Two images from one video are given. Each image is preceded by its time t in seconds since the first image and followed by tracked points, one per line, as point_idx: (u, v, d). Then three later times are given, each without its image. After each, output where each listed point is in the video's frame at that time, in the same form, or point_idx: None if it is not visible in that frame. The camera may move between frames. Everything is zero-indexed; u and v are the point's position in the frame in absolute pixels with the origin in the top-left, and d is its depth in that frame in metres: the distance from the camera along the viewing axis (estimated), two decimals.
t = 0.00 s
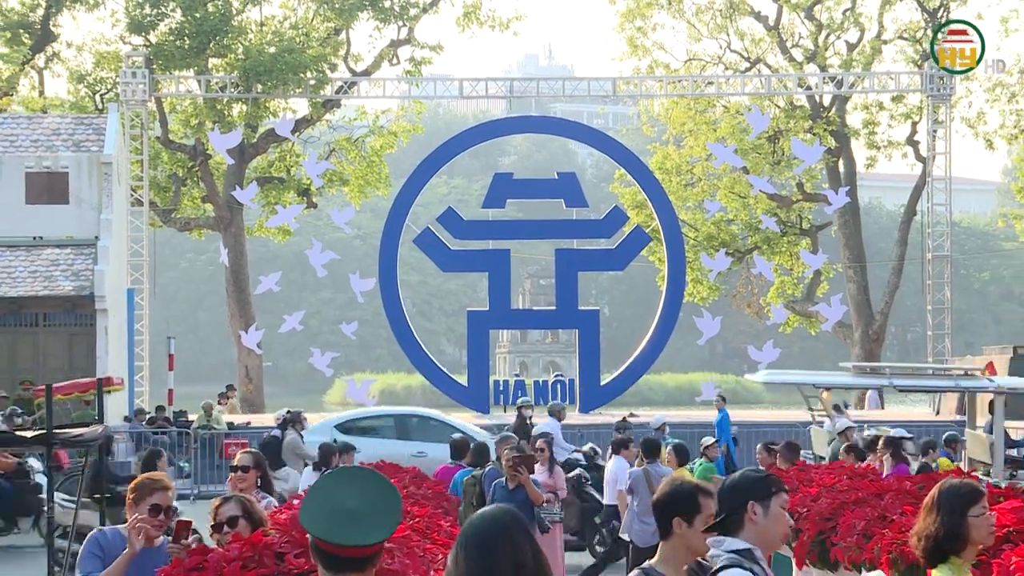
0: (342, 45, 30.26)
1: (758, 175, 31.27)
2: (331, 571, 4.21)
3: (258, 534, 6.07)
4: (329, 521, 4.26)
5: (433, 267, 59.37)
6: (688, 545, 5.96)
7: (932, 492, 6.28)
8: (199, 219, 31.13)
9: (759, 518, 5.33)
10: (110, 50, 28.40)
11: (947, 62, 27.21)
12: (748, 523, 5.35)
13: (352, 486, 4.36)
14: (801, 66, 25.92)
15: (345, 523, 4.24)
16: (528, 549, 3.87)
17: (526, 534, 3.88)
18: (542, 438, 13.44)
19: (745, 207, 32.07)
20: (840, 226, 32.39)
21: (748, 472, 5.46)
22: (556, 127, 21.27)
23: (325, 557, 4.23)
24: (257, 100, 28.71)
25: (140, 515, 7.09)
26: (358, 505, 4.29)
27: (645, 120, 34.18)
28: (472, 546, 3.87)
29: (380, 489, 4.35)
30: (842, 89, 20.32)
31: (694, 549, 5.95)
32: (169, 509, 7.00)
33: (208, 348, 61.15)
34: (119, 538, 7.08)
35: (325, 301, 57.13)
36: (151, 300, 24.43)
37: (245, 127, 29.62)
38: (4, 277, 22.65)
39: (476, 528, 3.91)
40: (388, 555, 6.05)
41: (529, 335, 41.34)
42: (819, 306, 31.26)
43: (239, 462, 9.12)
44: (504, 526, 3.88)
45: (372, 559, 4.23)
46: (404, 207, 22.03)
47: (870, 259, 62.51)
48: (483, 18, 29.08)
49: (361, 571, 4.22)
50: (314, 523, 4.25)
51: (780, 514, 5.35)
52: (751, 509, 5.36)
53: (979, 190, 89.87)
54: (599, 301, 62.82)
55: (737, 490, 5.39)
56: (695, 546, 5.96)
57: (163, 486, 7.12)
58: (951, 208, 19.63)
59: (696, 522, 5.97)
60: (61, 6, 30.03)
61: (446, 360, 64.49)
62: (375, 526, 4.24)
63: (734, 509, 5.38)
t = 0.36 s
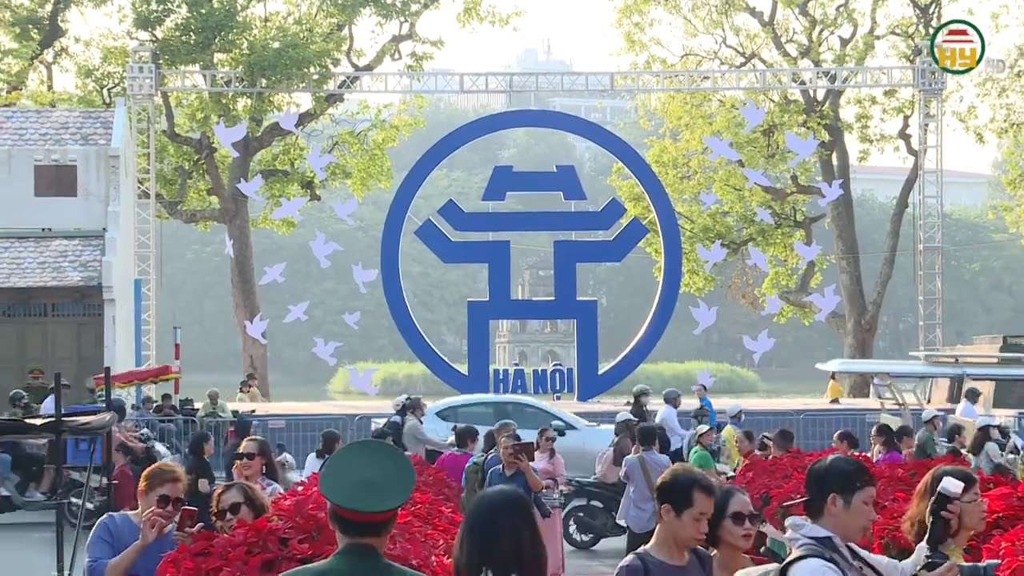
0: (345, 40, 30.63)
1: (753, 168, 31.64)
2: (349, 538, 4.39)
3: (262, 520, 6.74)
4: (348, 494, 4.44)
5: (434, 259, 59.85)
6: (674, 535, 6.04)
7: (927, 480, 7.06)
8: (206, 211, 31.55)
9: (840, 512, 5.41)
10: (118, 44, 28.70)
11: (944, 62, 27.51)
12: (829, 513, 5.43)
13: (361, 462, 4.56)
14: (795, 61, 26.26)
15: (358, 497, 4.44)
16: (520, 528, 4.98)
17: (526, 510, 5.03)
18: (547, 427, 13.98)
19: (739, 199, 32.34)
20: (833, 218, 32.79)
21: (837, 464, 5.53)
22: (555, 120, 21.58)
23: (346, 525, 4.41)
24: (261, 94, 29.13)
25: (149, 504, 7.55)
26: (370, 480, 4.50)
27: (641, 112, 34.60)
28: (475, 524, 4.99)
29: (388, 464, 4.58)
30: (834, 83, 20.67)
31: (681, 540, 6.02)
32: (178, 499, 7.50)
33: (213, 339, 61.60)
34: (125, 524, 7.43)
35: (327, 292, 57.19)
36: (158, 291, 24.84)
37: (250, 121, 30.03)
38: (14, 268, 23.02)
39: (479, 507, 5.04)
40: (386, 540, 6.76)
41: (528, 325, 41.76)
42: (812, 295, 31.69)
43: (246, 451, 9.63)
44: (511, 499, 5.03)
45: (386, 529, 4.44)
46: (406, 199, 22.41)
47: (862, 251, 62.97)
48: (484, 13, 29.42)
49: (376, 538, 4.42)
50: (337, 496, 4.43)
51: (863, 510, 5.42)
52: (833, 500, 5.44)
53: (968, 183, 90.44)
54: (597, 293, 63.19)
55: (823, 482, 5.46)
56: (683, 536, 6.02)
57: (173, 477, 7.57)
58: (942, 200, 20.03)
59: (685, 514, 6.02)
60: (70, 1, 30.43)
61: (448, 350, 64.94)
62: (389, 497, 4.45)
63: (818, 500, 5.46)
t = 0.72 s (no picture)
0: (348, 39, 31.23)
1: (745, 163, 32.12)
2: (333, 526, 4.64)
3: (267, 504, 6.10)
4: (331, 490, 4.64)
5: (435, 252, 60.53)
6: (666, 520, 5.79)
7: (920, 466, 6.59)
8: (213, 205, 32.21)
9: (881, 496, 5.36)
10: (128, 43, 29.33)
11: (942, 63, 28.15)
12: (871, 496, 5.37)
13: (338, 453, 4.75)
14: (785, 60, 26.90)
15: (337, 489, 4.64)
16: (516, 506, 5.30)
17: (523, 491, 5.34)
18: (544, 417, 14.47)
19: (733, 194, 32.95)
20: (824, 212, 33.47)
21: (880, 445, 5.46)
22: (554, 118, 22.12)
23: (330, 516, 4.65)
24: (268, 92, 29.82)
25: (164, 492, 7.22)
26: (350, 475, 4.69)
27: (636, 108, 35.33)
28: (475, 499, 5.33)
29: (359, 452, 4.76)
30: (825, 81, 21.23)
31: (673, 527, 5.78)
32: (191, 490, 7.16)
33: (218, 332, 62.21)
34: (139, 509, 7.23)
35: (331, 284, 57.82)
36: (167, 283, 25.42)
37: (256, 118, 30.69)
38: (29, 262, 23.59)
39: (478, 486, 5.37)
40: (389, 522, 6.18)
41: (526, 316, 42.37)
42: (805, 288, 32.36)
43: (255, 437, 10.01)
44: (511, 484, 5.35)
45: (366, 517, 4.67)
46: (408, 194, 22.98)
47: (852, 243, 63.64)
48: (483, 13, 29.98)
49: (358, 523, 4.67)
50: (321, 493, 4.62)
51: (904, 494, 5.39)
52: (876, 484, 5.37)
53: (955, 178, 91.34)
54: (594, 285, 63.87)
55: (867, 466, 5.39)
56: (676, 523, 5.78)
57: (187, 465, 7.21)
58: (929, 194, 20.61)
59: (678, 501, 5.76)
60: (81, 1, 31.07)
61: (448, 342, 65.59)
62: (367, 488, 4.65)
63: (859, 485, 5.39)
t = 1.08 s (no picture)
0: (353, 40, 31.95)
1: (737, 161, 33.08)
2: (342, 501, 4.85)
3: (275, 491, 6.37)
4: (332, 464, 4.86)
5: (435, 247, 61.26)
6: (657, 508, 5.57)
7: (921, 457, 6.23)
8: (222, 201, 32.91)
9: (889, 490, 5.31)
10: (139, 45, 30.07)
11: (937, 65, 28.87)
12: (878, 490, 5.31)
13: (340, 433, 4.95)
14: (775, 60, 27.70)
15: (341, 464, 4.86)
16: (501, 486, 5.19)
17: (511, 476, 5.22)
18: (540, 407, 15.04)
19: (724, 190, 33.68)
20: (812, 208, 34.22)
21: (883, 444, 5.41)
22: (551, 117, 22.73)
23: (335, 490, 4.86)
24: (274, 92, 30.59)
25: (176, 479, 7.09)
26: (356, 452, 4.89)
27: (631, 108, 36.12)
28: (463, 479, 5.21)
29: (369, 426, 4.96)
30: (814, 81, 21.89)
31: (664, 515, 5.56)
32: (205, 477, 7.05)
33: (224, 327, 62.92)
34: (152, 495, 7.08)
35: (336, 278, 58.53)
36: (177, 277, 26.09)
37: (263, 117, 31.39)
38: (43, 255, 24.26)
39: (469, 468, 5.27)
40: (393, 509, 6.73)
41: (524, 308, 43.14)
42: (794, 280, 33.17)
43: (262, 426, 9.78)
44: (495, 466, 5.24)
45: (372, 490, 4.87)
46: (410, 190, 23.63)
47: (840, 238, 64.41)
48: (483, 16, 30.64)
49: (366, 499, 4.87)
50: (324, 469, 4.86)
51: (911, 487, 5.33)
52: (883, 478, 5.32)
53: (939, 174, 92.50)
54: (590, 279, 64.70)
55: (872, 461, 5.34)
56: (669, 511, 5.56)
57: (200, 451, 7.09)
58: (914, 190, 21.28)
59: (669, 490, 5.54)
60: (93, 4, 31.81)
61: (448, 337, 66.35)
62: (370, 465, 4.85)
63: (866, 480, 5.33)
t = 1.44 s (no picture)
0: (358, 42, 32.83)
1: (727, 158, 33.81)
2: (381, 477, 5.41)
3: (285, 476, 6.67)
4: (373, 446, 5.43)
5: (438, 240, 62.20)
6: (651, 488, 5.99)
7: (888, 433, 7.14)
8: (233, 198, 33.99)
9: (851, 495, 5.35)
10: (153, 47, 30.95)
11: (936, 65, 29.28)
12: (834, 493, 5.33)
13: (379, 418, 5.55)
14: (764, 62, 28.59)
15: (379, 446, 5.43)
16: (507, 474, 5.57)
17: (517, 462, 5.60)
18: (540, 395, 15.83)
19: (715, 186, 34.50)
20: (800, 203, 35.12)
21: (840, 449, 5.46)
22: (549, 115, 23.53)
23: (373, 465, 5.42)
24: (282, 92, 31.52)
25: (190, 462, 7.37)
26: (391, 434, 5.47)
27: (627, 108, 37.05)
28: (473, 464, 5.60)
29: (407, 412, 5.57)
30: (802, 82, 22.75)
31: (659, 494, 5.97)
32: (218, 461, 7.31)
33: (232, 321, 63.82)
34: (168, 478, 7.37)
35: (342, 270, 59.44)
36: (189, 270, 26.99)
37: (272, 116, 32.31)
38: (60, 249, 25.20)
39: (477, 453, 5.63)
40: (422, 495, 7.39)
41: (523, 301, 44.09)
42: (783, 274, 34.06)
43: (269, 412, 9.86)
44: (506, 456, 5.61)
45: (408, 472, 5.43)
46: (414, 186, 24.47)
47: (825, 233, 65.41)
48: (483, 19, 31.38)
49: (400, 477, 5.42)
50: (367, 446, 5.41)
51: (863, 491, 5.37)
52: (839, 482, 5.33)
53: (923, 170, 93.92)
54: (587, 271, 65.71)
55: (827, 465, 5.34)
56: (659, 487, 5.98)
57: (212, 435, 7.32)
58: (898, 188, 22.14)
59: (651, 465, 6.03)
60: (108, 7, 32.69)
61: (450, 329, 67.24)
62: (410, 447, 5.42)
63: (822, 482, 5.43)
